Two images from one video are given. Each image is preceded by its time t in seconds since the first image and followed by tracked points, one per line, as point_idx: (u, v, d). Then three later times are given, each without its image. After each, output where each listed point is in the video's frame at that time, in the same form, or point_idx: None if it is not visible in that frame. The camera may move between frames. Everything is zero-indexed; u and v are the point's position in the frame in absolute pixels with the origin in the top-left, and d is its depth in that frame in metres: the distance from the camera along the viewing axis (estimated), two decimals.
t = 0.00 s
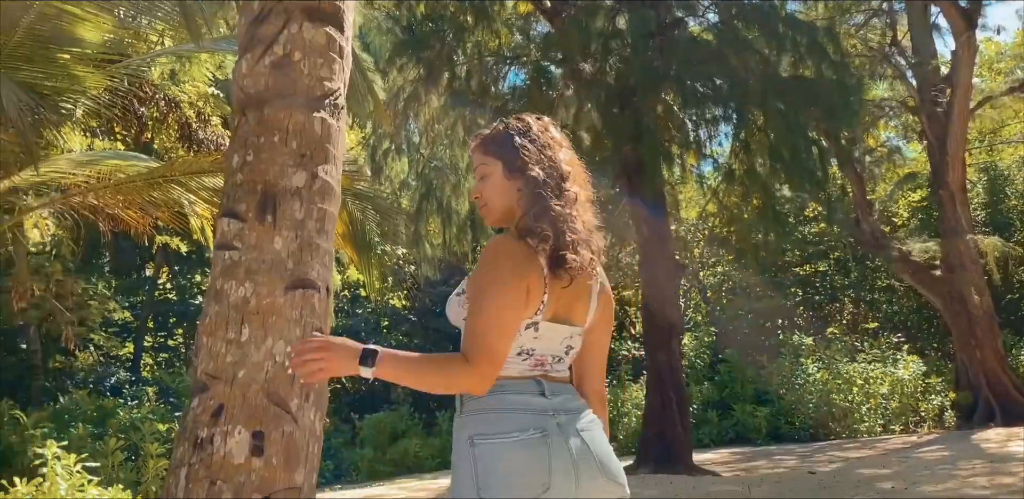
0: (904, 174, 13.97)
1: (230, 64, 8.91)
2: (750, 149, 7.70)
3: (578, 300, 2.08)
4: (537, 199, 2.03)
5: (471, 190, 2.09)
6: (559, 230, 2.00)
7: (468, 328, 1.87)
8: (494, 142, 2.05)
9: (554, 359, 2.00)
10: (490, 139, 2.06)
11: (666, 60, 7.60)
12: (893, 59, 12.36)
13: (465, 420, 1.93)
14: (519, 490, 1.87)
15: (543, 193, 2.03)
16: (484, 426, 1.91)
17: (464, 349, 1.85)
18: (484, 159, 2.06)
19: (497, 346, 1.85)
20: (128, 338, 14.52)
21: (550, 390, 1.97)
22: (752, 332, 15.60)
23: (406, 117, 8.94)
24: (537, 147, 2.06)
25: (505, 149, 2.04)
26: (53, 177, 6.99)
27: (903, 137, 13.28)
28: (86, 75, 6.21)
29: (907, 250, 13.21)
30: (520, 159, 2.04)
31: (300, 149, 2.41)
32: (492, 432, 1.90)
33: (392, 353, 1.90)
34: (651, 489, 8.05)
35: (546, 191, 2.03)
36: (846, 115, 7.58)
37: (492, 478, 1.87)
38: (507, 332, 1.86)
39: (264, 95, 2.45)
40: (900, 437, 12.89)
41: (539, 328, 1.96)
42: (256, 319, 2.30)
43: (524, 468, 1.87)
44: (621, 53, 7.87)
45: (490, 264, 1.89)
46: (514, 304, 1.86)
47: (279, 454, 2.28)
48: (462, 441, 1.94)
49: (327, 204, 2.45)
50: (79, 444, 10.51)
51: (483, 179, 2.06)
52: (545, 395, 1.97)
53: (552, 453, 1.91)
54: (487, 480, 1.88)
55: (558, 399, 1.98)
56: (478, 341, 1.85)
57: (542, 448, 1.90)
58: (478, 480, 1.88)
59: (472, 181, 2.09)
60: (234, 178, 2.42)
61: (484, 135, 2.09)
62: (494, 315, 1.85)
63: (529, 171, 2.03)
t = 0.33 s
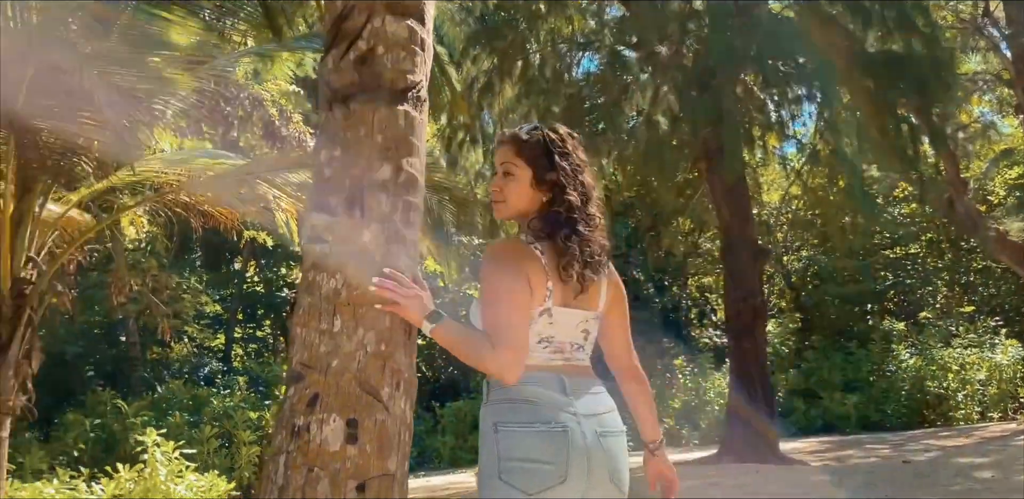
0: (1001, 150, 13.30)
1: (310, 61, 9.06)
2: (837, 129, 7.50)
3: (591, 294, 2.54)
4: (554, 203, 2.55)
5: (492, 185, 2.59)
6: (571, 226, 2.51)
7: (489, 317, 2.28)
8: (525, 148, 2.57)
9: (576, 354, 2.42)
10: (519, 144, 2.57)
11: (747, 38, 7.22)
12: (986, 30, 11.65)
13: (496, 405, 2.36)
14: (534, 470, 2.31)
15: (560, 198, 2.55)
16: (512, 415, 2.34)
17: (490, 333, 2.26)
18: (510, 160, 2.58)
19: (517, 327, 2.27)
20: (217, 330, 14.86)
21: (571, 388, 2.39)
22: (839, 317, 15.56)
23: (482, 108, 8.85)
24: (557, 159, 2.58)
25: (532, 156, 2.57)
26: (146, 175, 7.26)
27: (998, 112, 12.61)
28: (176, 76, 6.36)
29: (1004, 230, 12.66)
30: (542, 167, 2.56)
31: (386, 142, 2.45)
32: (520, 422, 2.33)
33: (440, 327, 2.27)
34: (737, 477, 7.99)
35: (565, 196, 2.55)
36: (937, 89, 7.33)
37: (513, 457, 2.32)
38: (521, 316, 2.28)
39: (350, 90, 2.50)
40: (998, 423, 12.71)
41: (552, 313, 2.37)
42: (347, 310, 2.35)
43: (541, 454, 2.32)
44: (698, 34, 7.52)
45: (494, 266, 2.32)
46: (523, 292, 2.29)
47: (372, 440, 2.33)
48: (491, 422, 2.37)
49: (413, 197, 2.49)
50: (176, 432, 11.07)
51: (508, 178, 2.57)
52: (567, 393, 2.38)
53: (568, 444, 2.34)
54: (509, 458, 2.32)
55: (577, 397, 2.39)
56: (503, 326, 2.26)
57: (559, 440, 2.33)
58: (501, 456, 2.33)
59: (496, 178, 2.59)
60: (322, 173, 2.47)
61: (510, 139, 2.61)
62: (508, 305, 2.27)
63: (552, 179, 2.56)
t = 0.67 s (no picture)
0: None
1: (376, 51, 9.17)
2: (914, 104, 7.30)
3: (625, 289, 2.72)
4: (604, 200, 2.76)
5: (545, 178, 2.76)
6: (624, 225, 2.71)
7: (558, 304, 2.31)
8: (582, 143, 2.76)
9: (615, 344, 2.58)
10: (576, 140, 2.76)
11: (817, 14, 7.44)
12: None
13: (555, 392, 2.46)
14: (601, 448, 2.42)
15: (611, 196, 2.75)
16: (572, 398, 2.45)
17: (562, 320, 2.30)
18: (563, 155, 2.77)
19: (588, 312, 2.30)
20: (292, 318, 15.41)
21: (619, 370, 2.53)
22: (918, 299, 15.05)
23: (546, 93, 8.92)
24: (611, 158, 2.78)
25: (588, 151, 2.76)
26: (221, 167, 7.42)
27: None
28: (246, 70, 6.58)
29: None
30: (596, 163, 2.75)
31: (454, 124, 2.46)
32: (582, 403, 2.44)
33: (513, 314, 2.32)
34: (814, 463, 7.86)
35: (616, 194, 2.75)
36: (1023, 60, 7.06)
37: (580, 439, 2.41)
38: (590, 301, 2.31)
39: (417, 73, 2.50)
40: None
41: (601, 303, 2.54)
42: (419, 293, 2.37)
43: (606, 432, 2.42)
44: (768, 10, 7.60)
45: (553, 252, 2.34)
46: (589, 277, 2.31)
47: (446, 421, 2.34)
48: (549, 410, 2.47)
49: (481, 178, 2.49)
50: (255, 417, 11.36)
51: (564, 171, 2.75)
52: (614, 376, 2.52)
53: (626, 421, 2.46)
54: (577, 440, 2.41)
55: (624, 378, 2.53)
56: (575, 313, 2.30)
57: (618, 418, 2.45)
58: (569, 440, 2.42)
59: (551, 170, 2.76)
60: (392, 156, 2.48)
61: (566, 134, 2.80)
62: (576, 290, 2.30)
63: (605, 179, 2.76)
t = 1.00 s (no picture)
0: None
1: (430, 38, 9.18)
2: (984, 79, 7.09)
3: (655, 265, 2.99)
4: (641, 183, 2.98)
5: (587, 162, 2.98)
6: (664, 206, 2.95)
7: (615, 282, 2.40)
8: (621, 129, 2.97)
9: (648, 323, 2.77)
10: (617, 127, 2.97)
11: None
12: None
13: (597, 364, 2.65)
14: (646, 410, 2.62)
15: (648, 178, 2.97)
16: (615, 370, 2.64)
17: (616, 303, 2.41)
18: (604, 141, 2.98)
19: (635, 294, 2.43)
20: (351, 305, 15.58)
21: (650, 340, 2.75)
22: (988, 280, 14.54)
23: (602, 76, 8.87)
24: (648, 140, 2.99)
25: (627, 136, 2.97)
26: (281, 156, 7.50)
27: None
28: (304, 60, 6.62)
29: None
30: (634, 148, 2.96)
31: (514, 105, 2.44)
32: (624, 372, 2.64)
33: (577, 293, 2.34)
34: (882, 448, 7.71)
35: (652, 177, 2.97)
36: None
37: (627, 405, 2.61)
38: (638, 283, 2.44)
39: (476, 55, 2.49)
40: None
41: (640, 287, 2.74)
42: (480, 275, 2.36)
43: (649, 395, 2.63)
44: None
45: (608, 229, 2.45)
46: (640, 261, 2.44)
47: (509, 403, 2.34)
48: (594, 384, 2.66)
49: (541, 159, 2.48)
50: (317, 401, 11.55)
51: (605, 156, 2.96)
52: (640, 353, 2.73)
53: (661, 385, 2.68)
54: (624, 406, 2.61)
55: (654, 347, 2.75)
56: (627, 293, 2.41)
57: (657, 382, 2.65)
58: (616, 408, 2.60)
59: (593, 155, 2.97)
60: (452, 139, 2.48)
61: (606, 121, 3.00)
62: (631, 269, 2.42)
63: (644, 162, 2.98)
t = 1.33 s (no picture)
0: None
1: (472, 22, 9.15)
2: None
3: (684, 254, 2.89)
4: (667, 176, 2.85)
5: (617, 162, 2.78)
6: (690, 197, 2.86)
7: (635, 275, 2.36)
8: (646, 124, 2.80)
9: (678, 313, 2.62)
10: (640, 124, 2.79)
11: None
12: None
13: (636, 352, 2.46)
14: (683, 401, 2.43)
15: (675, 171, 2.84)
16: (653, 356, 2.46)
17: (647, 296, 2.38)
18: (630, 138, 2.80)
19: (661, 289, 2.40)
20: (395, 291, 15.67)
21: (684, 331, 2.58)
22: None
23: (646, 58, 8.77)
24: (671, 133, 2.84)
25: (652, 130, 2.80)
26: (325, 144, 7.54)
27: None
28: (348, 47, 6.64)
29: None
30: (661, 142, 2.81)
31: (557, 85, 2.40)
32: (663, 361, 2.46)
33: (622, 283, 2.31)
34: (935, 435, 7.56)
35: (680, 169, 2.84)
36: None
37: (666, 394, 2.42)
38: (662, 279, 2.41)
39: (520, 34, 2.45)
40: None
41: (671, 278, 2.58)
42: (525, 257, 2.30)
43: (688, 388, 2.45)
44: None
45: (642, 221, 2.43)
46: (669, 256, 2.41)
47: (555, 387, 2.27)
48: (629, 368, 2.46)
49: (586, 140, 2.42)
50: (363, 385, 11.63)
51: (633, 154, 2.78)
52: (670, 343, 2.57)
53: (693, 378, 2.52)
54: (661, 395, 2.42)
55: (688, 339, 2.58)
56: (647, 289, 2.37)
57: (693, 372, 2.49)
58: (654, 396, 2.41)
59: (621, 154, 2.78)
60: (495, 120, 2.44)
61: (627, 119, 2.82)
62: (656, 266, 2.38)
63: (670, 155, 2.82)
